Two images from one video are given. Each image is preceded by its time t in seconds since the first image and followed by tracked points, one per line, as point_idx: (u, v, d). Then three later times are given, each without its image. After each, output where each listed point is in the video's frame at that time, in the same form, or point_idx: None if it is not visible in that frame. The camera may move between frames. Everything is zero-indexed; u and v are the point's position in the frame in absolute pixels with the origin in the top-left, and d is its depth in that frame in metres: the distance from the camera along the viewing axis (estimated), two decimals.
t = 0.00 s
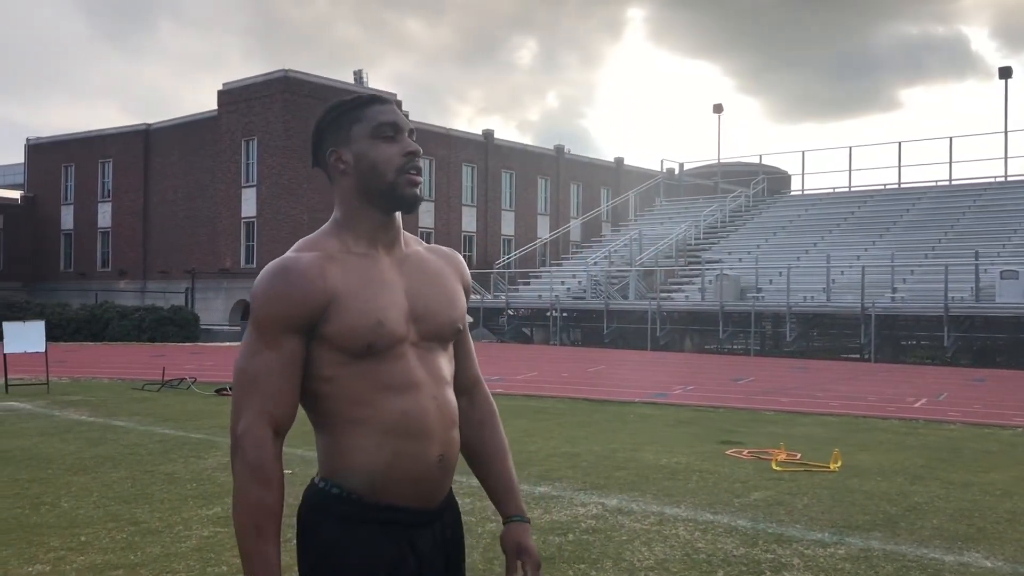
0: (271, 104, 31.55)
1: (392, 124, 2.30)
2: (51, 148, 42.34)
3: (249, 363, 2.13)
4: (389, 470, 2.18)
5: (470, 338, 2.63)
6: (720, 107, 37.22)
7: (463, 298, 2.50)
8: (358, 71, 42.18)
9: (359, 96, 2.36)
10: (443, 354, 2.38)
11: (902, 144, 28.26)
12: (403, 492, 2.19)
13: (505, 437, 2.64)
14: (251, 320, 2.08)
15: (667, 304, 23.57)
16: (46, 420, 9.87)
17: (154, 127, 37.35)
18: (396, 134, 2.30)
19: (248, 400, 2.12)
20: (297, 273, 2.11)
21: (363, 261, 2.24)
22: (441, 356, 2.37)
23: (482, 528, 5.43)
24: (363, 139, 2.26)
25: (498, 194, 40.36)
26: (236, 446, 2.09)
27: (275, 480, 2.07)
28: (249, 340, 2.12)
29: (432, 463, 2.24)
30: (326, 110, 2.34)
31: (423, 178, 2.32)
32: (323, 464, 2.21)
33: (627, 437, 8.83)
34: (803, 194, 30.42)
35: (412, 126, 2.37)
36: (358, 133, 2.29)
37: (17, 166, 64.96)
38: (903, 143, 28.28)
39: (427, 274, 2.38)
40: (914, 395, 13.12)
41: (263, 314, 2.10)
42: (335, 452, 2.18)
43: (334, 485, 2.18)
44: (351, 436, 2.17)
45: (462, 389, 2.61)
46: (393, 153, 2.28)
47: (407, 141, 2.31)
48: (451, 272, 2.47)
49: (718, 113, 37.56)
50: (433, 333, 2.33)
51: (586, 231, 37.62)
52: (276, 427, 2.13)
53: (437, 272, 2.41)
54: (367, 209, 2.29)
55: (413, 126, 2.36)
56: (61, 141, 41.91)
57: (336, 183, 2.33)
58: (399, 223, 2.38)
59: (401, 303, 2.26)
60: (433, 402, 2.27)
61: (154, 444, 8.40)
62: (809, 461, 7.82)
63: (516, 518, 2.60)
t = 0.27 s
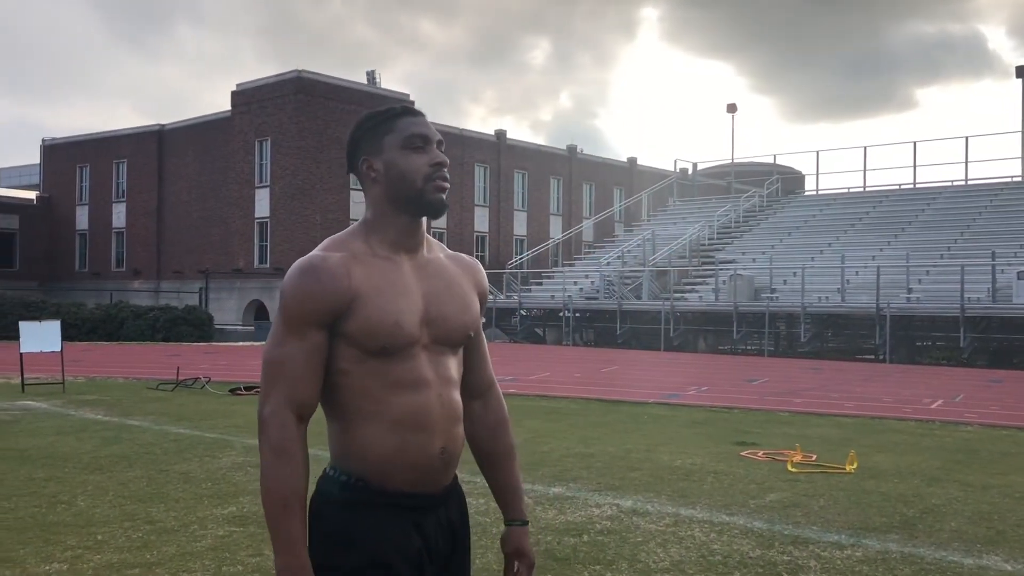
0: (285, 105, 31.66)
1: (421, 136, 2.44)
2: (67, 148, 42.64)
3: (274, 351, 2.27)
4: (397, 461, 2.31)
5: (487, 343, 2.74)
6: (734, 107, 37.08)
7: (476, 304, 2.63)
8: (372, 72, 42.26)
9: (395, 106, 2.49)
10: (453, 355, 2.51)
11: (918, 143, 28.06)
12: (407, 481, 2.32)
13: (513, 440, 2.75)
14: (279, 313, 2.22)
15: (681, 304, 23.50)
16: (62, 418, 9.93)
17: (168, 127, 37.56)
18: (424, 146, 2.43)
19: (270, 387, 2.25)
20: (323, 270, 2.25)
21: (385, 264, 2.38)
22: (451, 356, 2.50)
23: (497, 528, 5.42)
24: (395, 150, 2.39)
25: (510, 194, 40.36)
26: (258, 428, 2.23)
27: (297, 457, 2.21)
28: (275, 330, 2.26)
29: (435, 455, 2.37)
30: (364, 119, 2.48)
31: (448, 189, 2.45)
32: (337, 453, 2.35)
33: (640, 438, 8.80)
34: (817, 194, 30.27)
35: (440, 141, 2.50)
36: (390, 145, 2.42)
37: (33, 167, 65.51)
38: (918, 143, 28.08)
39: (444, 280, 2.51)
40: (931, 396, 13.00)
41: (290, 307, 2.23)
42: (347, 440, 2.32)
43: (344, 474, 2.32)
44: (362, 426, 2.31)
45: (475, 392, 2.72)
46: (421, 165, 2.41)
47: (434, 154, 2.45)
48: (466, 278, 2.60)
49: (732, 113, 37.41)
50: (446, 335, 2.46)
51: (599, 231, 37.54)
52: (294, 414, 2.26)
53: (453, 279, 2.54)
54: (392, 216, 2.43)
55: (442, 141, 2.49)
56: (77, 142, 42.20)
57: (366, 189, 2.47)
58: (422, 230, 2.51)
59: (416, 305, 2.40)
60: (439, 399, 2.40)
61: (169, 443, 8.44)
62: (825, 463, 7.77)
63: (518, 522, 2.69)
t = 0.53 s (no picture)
0: (297, 105, 31.73)
1: (447, 147, 2.46)
2: (80, 149, 42.87)
3: (291, 342, 2.28)
4: (407, 453, 2.33)
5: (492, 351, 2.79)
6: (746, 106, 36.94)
7: (485, 310, 2.67)
8: (383, 71, 42.29)
9: (420, 116, 2.52)
10: (462, 356, 2.55)
11: (932, 143, 27.89)
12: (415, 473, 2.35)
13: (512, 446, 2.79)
14: (300, 305, 2.23)
15: (694, 304, 23.40)
16: (77, 418, 9.97)
17: (181, 127, 37.71)
18: (448, 157, 2.46)
19: (286, 376, 2.27)
20: (344, 265, 2.28)
21: (402, 265, 2.41)
22: (461, 357, 2.53)
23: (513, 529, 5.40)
24: (420, 157, 2.42)
25: (522, 195, 40.34)
26: (274, 414, 2.24)
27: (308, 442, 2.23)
28: (294, 321, 2.27)
29: (443, 449, 2.40)
30: (391, 125, 2.50)
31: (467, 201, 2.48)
32: (347, 444, 2.37)
33: (655, 439, 8.76)
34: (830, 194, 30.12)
35: (464, 152, 2.53)
36: (415, 151, 2.45)
37: (46, 168, 65.90)
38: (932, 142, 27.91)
39: (456, 284, 2.55)
40: (947, 397, 12.91)
41: (310, 299, 2.25)
42: (358, 432, 2.34)
43: (354, 466, 2.35)
44: (374, 418, 2.33)
45: (479, 399, 2.75)
46: (445, 175, 2.43)
47: (458, 163, 2.48)
48: (478, 285, 2.63)
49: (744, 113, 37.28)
50: (456, 337, 2.50)
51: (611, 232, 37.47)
52: (307, 401, 2.27)
53: (464, 284, 2.58)
54: (411, 221, 2.47)
55: (466, 152, 2.52)
56: (91, 142, 42.42)
57: (388, 193, 2.49)
58: (438, 236, 2.55)
59: (431, 305, 2.43)
60: (448, 395, 2.44)
61: (184, 442, 8.45)
62: (842, 464, 7.72)
63: (513, 527, 2.77)
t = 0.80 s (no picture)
0: (307, 106, 31.78)
1: (435, 157, 2.46)
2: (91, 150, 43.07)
3: (292, 344, 2.31)
4: (410, 450, 2.38)
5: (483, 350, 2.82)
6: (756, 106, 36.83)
7: (477, 307, 2.70)
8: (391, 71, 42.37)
9: (407, 121, 2.53)
10: (458, 353, 2.58)
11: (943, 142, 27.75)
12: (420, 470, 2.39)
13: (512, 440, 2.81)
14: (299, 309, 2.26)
15: (704, 305, 23.31)
16: (90, 418, 10.00)
17: (191, 128, 37.84)
18: (438, 163, 2.47)
19: (288, 379, 2.30)
20: (339, 270, 2.31)
21: (395, 267, 2.44)
22: (456, 353, 2.57)
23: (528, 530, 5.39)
24: (409, 164, 2.42)
25: (531, 195, 40.33)
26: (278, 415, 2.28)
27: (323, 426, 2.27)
28: (293, 326, 2.30)
29: (445, 445, 2.43)
30: (379, 131, 2.51)
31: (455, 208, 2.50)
32: (351, 445, 2.41)
33: (667, 440, 8.74)
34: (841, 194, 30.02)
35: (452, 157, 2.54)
36: (404, 157, 2.45)
37: (57, 169, 66.24)
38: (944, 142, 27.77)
39: (448, 283, 2.58)
40: (960, 398, 12.83)
41: (308, 304, 2.28)
42: (361, 431, 2.38)
43: (361, 470, 2.40)
44: (376, 417, 2.37)
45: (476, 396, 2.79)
46: (433, 184, 2.44)
47: (446, 168, 2.49)
48: (468, 283, 2.67)
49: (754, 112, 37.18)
50: (451, 335, 2.53)
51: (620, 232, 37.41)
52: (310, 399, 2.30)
53: (456, 283, 2.61)
54: (402, 223, 2.48)
55: (454, 156, 2.53)
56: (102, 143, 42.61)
57: (378, 198, 2.51)
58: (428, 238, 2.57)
59: (425, 304, 2.46)
60: (447, 392, 2.47)
61: (197, 442, 8.47)
62: (856, 465, 7.68)
63: (522, 514, 2.75)
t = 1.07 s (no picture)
0: (314, 106, 31.81)
1: (402, 159, 2.40)
2: (99, 150, 43.22)
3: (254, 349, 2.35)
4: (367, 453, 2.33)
5: (473, 345, 2.75)
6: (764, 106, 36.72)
7: (457, 307, 2.63)
8: (398, 72, 42.39)
9: (380, 122, 2.48)
10: (432, 355, 2.52)
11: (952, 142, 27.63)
12: (377, 475, 2.35)
13: (507, 440, 2.74)
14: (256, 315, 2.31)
15: (712, 305, 23.22)
16: (100, 418, 10.02)
17: (198, 129, 37.94)
18: (404, 166, 2.41)
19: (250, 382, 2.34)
20: (295, 276, 2.34)
21: (358, 270, 2.42)
22: (429, 356, 2.51)
23: (540, 531, 5.38)
24: (371, 165, 2.39)
25: (538, 195, 40.32)
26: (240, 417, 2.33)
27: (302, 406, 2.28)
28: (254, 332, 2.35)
29: (404, 450, 2.37)
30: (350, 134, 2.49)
31: (422, 210, 2.43)
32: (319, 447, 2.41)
33: (678, 441, 8.71)
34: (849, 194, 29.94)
35: (422, 157, 2.47)
36: (368, 158, 2.42)
37: (65, 170, 66.51)
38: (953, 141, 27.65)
39: (421, 284, 2.53)
40: (971, 399, 12.77)
41: (266, 310, 2.32)
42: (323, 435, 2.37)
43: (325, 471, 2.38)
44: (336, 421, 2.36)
45: (466, 395, 2.75)
46: (396, 185, 2.39)
47: (413, 168, 2.43)
48: (447, 283, 2.60)
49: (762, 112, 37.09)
50: (420, 337, 2.47)
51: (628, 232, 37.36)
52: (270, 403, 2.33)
53: (431, 284, 2.55)
54: (367, 226, 2.45)
55: (423, 157, 2.46)
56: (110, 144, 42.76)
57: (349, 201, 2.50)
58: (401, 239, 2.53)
59: (389, 307, 2.43)
60: (411, 397, 2.41)
61: (207, 443, 8.48)
62: (868, 467, 7.64)
63: (517, 519, 2.67)
